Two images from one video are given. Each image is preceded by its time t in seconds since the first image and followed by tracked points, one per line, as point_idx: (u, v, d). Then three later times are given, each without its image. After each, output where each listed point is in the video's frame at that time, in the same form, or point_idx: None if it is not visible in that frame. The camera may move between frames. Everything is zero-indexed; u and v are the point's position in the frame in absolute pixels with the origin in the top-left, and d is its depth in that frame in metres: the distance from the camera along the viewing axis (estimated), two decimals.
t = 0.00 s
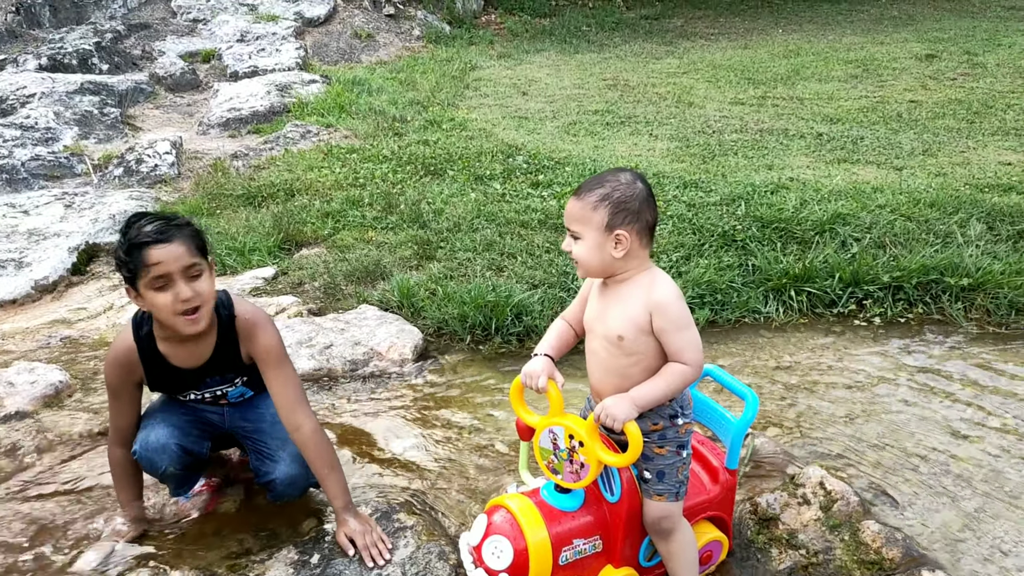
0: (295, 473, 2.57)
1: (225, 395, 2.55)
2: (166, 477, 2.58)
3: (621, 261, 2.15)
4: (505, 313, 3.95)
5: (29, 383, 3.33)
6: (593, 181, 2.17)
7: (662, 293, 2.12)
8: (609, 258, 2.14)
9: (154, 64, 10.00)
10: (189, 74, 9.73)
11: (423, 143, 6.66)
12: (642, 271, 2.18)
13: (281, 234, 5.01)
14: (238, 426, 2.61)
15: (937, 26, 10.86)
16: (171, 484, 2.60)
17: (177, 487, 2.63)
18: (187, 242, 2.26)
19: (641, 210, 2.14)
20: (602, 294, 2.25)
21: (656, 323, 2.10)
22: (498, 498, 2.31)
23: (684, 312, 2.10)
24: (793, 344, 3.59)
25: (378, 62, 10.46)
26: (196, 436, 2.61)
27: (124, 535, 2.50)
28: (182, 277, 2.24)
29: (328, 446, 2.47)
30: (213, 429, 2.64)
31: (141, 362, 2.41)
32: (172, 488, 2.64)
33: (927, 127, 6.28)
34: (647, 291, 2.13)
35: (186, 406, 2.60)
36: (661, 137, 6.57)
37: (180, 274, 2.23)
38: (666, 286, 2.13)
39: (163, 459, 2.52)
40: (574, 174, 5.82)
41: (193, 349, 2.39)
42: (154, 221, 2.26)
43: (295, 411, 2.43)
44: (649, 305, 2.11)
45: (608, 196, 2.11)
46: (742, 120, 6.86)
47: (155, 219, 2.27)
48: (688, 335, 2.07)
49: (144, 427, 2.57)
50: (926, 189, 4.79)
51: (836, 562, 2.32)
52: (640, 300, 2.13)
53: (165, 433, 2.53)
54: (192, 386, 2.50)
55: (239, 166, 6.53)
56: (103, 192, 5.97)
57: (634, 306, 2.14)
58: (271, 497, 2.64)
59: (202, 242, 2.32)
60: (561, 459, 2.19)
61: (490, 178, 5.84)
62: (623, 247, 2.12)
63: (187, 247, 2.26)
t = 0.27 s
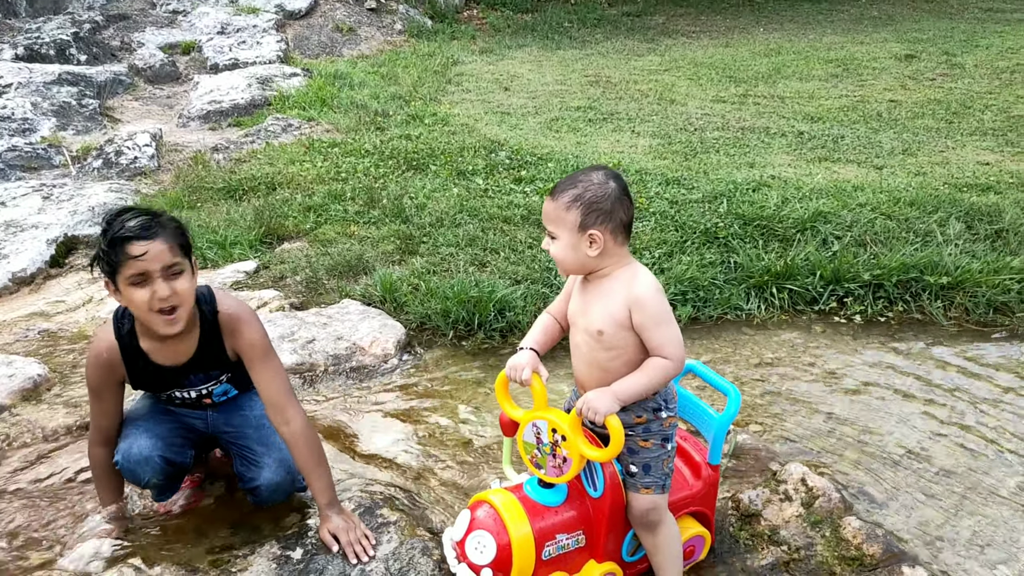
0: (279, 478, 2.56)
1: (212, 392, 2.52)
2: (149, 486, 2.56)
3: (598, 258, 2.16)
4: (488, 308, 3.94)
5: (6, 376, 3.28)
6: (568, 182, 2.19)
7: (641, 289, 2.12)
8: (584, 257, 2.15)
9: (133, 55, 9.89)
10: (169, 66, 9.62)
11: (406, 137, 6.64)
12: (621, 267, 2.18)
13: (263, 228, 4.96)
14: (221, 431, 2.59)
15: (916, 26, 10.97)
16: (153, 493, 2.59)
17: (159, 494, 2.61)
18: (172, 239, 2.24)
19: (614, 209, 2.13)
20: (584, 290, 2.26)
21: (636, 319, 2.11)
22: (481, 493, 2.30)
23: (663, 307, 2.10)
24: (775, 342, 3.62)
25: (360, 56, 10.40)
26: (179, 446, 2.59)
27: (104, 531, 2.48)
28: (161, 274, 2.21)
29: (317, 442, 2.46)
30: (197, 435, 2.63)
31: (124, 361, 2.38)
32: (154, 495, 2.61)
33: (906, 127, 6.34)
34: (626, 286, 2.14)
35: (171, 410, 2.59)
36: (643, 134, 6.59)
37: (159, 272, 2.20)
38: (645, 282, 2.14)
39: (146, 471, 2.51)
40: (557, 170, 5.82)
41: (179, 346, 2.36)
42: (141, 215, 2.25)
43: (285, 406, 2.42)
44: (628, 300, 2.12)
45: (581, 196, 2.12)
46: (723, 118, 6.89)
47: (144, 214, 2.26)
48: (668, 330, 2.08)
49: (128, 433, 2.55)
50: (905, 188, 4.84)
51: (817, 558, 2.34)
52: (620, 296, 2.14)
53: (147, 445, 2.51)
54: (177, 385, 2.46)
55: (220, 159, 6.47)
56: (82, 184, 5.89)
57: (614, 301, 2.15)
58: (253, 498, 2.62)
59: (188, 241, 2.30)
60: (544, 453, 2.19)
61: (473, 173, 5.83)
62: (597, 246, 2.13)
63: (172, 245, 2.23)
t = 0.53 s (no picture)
0: (259, 478, 2.52)
1: (190, 390, 2.50)
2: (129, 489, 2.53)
3: (575, 253, 2.16)
4: (469, 305, 3.93)
5: None
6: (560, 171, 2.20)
7: (617, 286, 2.12)
8: (562, 249, 2.16)
9: (113, 50, 9.79)
10: (149, 61, 9.53)
11: (388, 134, 6.61)
12: (599, 264, 2.18)
13: (243, 224, 4.93)
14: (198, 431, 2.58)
15: (897, 25, 11.04)
16: (133, 495, 2.56)
17: (139, 497, 2.58)
18: (130, 264, 2.16)
19: (595, 205, 2.13)
20: (562, 285, 2.26)
21: (610, 316, 2.11)
22: (460, 489, 2.30)
23: (639, 306, 2.10)
24: (754, 338, 3.64)
25: (342, 52, 10.34)
26: (160, 445, 2.56)
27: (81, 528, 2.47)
28: (107, 297, 2.16)
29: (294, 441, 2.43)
30: (177, 435, 2.61)
31: (96, 362, 2.35)
32: (134, 497, 2.58)
33: (886, 125, 6.38)
34: (603, 284, 2.14)
35: (149, 411, 2.57)
36: (625, 131, 6.60)
37: (105, 295, 2.16)
38: (622, 279, 2.14)
39: (127, 474, 2.48)
40: (539, 167, 5.81)
41: (153, 351, 2.35)
42: (115, 234, 2.19)
43: (259, 405, 2.39)
44: (603, 298, 2.12)
45: (563, 187, 2.14)
46: (705, 116, 6.92)
47: (117, 232, 2.19)
48: (642, 328, 2.07)
49: (104, 438, 2.51)
50: (884, 186, 4.88)
51: (793, 552, 2.35)
52: (597, 293, 2.14)
53: (128, 448, 2.48)
54: (151, 385, 2.44)
55: (200, 155, 6.42)
56: (60, 180, 5.83)
57: (590, 298, 2.15)
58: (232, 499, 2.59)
59: (154, 267, 2.21)
60: (521, 450, 2.19)
61: (455, 169, 5.81)
62: (574, 240, 2.14)
63: (128, 271, 2.16)
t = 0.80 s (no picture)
0: (219, 473, 2.52)
1: (147, 385, 2.45)
2: (91, 484, 2.51)
3: (539, 248, 2.15)
4: (439, 300, 3.92)
5: None
6: (515, 169, 2.17)
7: (582, 281, 2.11)
8: (526, 246, 2.14)
9: (88, 46, 9.69)
10: (125, 56, 9.44)
11: (362, 129, 6.58)
12: (563, 258, 2.17)
13: (214, 220, 4.89)
14: (158, 426, 2.53)
15: (873, 22, 11.12)
16: (96, 490, 2.54)
17: (101, 492, 2.55)
18: (79, 283, 2.10)
19: (556, 198, 2.12)
20: (527, 281, 2.25)
21: (577, 309, 2.10)
22: (422, 481, 2.28)
23: (605, 298, 2.09)
24: (722, 332, 3.65)
25: (320, 47, 10.29)
26: (120, 440, 2.52)
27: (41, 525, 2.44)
28: (52, 306, 2.11)
29: (253, 435, 2.41)
30: (134, 429, 2.56)
31: (54, 361, 2.31)
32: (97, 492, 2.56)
33: (858, 121, 6.43)
34: (568, 277, 2.13)
35: (105, 406, 2.51)
36: (601, 127, 6.60)
37: (51, 303, 2.11)
38: (587, 273, 2.12)
39: (87, 471, 2.45)
40: (513, 162, 5.81)
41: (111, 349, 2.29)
42: (77, 249, 2.12)
43: (216, 398, 2.37)
44: (569, 292, 2.11)
45: (523, 183, 2.11)
46: (681, 111, 6.94)
47: (79, 247, 2.13)
48: (608, 321, 2.07)
49: (63, 437, 2.47)
50: (854, 181, 4.91)
51: (752, 542, 2.36)
52: (562, 288, 2.13)
53: (86, 445, 2.44)
54: (110, 383, 2.40)
55: (173, 150, 6.36)
56: (30, 175, 5.76)
57: (556, 292, 2.13)
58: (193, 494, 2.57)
59: (106, 291, 2.14)
60: (484, 442, 2.18)
61: (429, 165, 5.80)
62: (539, 235, 2.12)
63: (75, 289, 2.09)
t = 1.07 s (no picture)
0: (216, 473, 2.51)
1: (136, 386, 2.45)
2: (87, 488, 2.50)
3: (532, 250, 2.15)
4: (429, 298, 3.91)
5: None
6: (508, 168, 2.16)
7: (575, 283, 2.12)
8: (520, 247, 2.13)
9: (73, 44, 9.61)
10: (110, 54, 9.38)
11: (350, 126, 6.56)
12: (554, 260, 2.17)
13: (202, 219, 4.86)
14: (153, 429, 2.53)
15: (859, 15, 11.15)
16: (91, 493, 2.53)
17: (96, 494, 2.54)
18: (118, 257, 2.14)
19: (550, 199, 2.13)
20: (516, 281, 2.25)
21: (570, 311, 2.10)
22: (414, 480, 2.28)
23: (597, 301, 2.10)
24: (712, 327, 3.66)
25: (306, 43, 10.24)
26: (115, 443, 2.51)
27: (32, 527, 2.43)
28: (94, 290, 2.12)
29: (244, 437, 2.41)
30: (129, 431, 2.55)
31: (44, 362, 2.31)
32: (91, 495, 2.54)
33: (845, 114, 6.45)
34: (560, 279, 2.13)
35: (100, 409, 2.52)
36: (589, 122, 6.61)
37: (93, 288, 2.11)
38: (579, 276, 2.13)
39: (83, 474, 2.44)
40: (502, 159, 5.80)
41: (104, 348, 2.31)
42: (96, 229, 2.16)
43: (207, 403, 2.35)
44: (562, 294, 2.11)
45: (518, 185, 2.11)
46: (668, 106, 6.94)
47: (97, 228, 2.16)
48: (602, 323, 2.07)
49: (58, 440, 2.46)
50: (841, 175, 4.93)
51: (743, 537, 2.37)
52: (554, 289, 2.13)
53: (83, 447, 2.44)
54: (98, 385, 2.40)
55: (160, 149, 6.32)
56: (17, 175, 5.72)
57: (548, 294, 2.14)
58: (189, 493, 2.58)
59: (139, 261, 2.20)
60: (475, 441, 2.18)
61: (417, 162, 5.78)
62: (533, 237, 2.12)
63: (116, 264, 2.13)
